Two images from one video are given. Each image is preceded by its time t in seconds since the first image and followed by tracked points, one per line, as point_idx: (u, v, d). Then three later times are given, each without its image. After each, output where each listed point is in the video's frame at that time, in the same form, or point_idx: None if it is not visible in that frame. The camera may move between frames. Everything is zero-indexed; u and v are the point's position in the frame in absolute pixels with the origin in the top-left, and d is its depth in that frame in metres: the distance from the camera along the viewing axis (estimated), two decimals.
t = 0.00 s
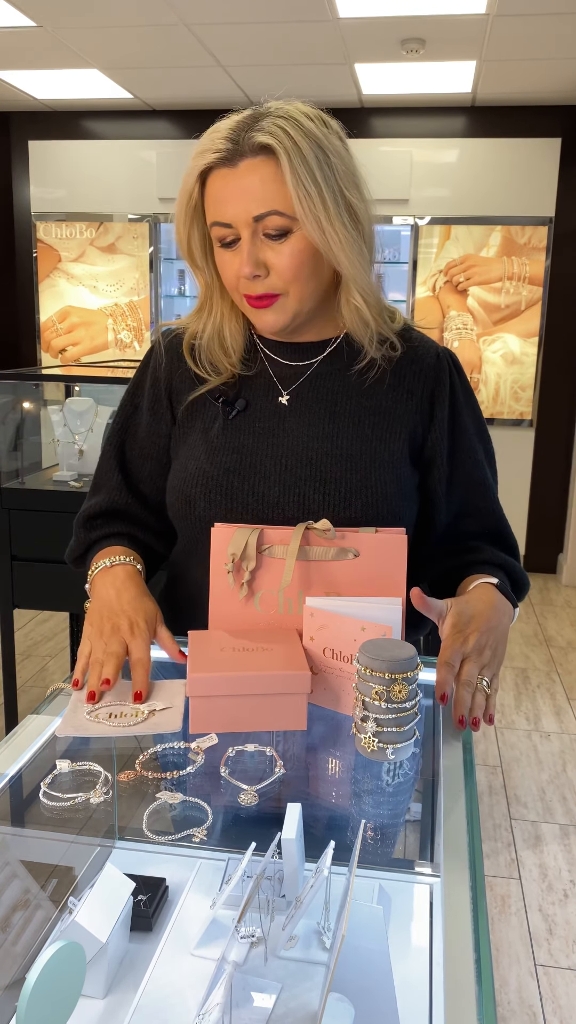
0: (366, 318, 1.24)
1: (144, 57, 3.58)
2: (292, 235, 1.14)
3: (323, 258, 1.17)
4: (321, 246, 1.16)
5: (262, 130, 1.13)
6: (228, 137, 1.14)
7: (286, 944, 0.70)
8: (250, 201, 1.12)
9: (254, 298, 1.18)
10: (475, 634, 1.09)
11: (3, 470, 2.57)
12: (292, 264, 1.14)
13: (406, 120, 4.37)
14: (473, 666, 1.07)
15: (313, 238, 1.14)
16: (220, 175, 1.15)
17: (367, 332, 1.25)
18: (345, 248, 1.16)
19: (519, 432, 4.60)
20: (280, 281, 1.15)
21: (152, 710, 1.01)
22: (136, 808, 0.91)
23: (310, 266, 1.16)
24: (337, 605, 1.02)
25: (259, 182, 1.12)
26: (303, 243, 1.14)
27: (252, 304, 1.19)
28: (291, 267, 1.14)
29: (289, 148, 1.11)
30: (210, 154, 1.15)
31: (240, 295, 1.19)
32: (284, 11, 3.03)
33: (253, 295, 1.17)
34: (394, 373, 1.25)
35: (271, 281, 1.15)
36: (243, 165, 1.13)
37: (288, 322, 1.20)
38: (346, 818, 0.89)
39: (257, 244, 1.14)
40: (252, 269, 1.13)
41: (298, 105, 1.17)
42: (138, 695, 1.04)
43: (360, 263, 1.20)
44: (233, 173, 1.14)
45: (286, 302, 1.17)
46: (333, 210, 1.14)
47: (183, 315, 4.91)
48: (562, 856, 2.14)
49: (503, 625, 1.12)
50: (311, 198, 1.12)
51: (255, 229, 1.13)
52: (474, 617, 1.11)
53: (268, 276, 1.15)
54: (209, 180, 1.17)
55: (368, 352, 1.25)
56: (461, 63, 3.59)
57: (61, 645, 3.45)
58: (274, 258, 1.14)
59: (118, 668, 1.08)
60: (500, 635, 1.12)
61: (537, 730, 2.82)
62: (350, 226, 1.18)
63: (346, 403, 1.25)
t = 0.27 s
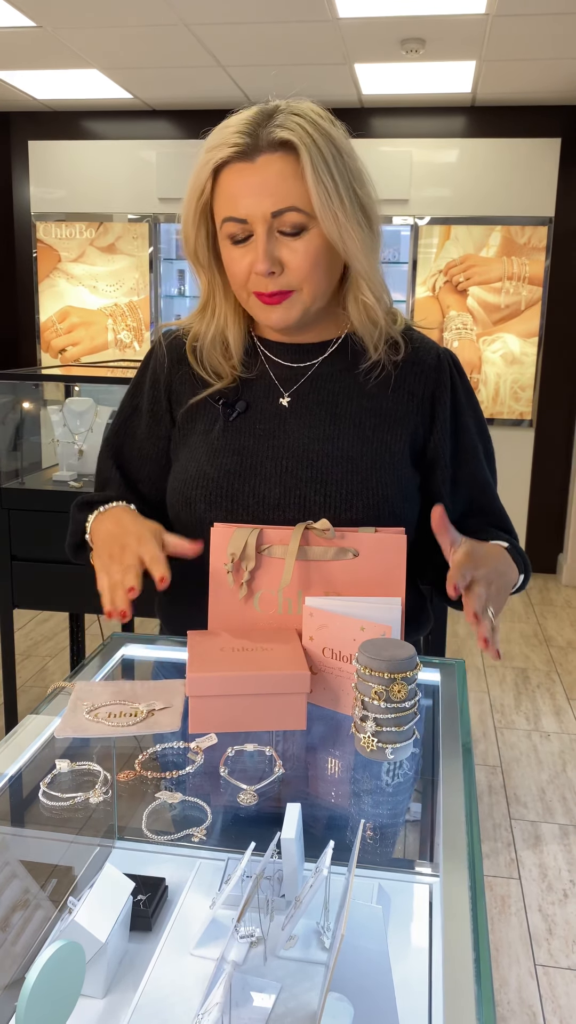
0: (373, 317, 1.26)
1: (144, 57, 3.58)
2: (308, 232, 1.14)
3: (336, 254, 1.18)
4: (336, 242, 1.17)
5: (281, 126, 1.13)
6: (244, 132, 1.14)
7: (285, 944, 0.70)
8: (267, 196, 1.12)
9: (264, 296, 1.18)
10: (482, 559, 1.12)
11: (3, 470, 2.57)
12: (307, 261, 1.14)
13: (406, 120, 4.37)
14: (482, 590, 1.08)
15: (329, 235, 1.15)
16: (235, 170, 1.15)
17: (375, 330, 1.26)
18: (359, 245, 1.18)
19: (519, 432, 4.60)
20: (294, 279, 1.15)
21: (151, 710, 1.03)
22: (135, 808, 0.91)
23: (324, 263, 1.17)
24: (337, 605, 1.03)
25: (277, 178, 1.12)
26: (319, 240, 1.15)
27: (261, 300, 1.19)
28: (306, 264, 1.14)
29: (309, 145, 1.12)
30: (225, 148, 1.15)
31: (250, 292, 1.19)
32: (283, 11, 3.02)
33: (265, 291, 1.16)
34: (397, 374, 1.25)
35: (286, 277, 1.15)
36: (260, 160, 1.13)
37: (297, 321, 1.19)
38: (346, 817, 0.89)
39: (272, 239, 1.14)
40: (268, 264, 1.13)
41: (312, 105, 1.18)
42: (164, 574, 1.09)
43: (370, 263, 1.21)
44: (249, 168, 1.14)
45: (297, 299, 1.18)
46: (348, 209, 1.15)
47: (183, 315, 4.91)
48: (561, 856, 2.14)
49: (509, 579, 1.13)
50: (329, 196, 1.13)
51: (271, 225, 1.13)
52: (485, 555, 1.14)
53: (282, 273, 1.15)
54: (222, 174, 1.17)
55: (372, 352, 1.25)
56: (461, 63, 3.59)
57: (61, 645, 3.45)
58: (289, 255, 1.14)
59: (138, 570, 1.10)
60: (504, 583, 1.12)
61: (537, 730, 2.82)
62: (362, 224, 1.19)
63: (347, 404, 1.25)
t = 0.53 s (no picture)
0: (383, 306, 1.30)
1: (143, 57, 3.58)
2: (324, 215, 1.17)
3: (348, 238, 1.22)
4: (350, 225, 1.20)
5: (294, 115, 1.17)
6: (258, 120, 1.16)
7: (285, 944, 0.70)
8: (285, 179, 1.14)
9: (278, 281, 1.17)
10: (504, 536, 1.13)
11: (2, 471, 2.57)
12: (327, 242, 1.16)
13: (405, 120, 4.37)
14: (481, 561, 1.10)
15: (345, 218, 1.18)
16: (250, 156, 1.16)
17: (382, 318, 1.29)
18: (370, 229, 1.22)
19: (519, 432, 4.60)
20: (313, 260, 1.16)
21: (151, 709, 1.03)
22: (135, 808, 0.91)
23: (339, 247, 1.19)
24: (336, 605, 1.03)
25: (295, 161, 1.15)
26: (335, 224, 1.18)
27: (275, 287, 1.17)
28: (324, 247, 1.16)
29: (325, 131, 1.16)
30: (239, 134, 1.16)
31: (263, 279, 1.17)
32: (283, 11, 3.02)
33: (282, 274, 1.16)
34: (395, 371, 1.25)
35: (305, 260, 1.15)
36: (276, 146, 1.16)
37: (309, 307, 1.18)
38: (346, 817, 0.89)
39: (291, 222, 1.15)
40: (290, 245, 1.13)
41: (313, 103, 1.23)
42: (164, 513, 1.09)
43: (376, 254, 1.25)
44: (265, 153, 1.15)
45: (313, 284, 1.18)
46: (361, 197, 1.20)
47: (183, 315, 4.91)
48: (561, 856, 2.14)
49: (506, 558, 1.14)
50: (346, 179, 1.17)
51: (290, 207, 1.15)
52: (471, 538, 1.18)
53: (302, 255, 1.15)
54: (234, 161, 1.18)
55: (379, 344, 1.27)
56: (461, 63, 3.59)
57: (61, 645, 3.45)
58: (309, 237, 1.15)
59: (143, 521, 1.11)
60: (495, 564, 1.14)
61: (536, 730, 2.82)
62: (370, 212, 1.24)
63: (344, 405, 1.25)
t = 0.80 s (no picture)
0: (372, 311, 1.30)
1: (142, 58, 3.58)
2: (323, 215, 1.18)
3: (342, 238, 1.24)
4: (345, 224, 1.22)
5: (290, 116, 1.18)
6: (257, 120, 1.16)
7: (285, 944, 0.70)
8: (286, 179, 1.15)
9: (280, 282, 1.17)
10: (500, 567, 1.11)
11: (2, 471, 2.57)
12: (327, 243, 1.17)
13: (404, 120, 4.37)
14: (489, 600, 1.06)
15: (342, 218, 1.20)
16: (248, 156, 1.16)
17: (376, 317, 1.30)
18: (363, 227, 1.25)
19: (519, 432, 4.60)
20: (314, 261, 1.17)
21: (150, 709, 1.03)
22: (135, 808, 0.91)
23: (337, 247, 1.20)
24: (335, 605, 1.03)
25: (294, 162, 1.16)
26: (333, 224, 1.19)
27: (277, 288, 1.18)
28: (325, 247, 1.17)
29: (320, 132, 1.18)
30: (237, 134, 1.16)
31: (264, 280, 1.17)
32: (281, 12, 3.02)
33: (284, 275, 1.16)
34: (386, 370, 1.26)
35: (307, 260, 1.16)
36: (275, 146, 1.16)
37: (311, 308, 1.19)
38: (345, 817, 0.89)
39: (292, 222, 1.16)
40: (294, 245, 1.14)
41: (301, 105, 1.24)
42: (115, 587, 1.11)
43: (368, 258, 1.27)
44: (264, 154, 1.16)
45: (315, 285, 1.18)
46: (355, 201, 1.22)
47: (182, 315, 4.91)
48: (561, 856, 2.14)
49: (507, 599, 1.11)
50: (342, 179, 1.19)
51: (291, 208, 1.16)
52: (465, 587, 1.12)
53: (304, 255, 1.16)
54: (232, 161, 1.17)
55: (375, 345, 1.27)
56: (460, 63, 3.59)
57: (60, 646, 3.45)
58: (310, 238, 1.16)
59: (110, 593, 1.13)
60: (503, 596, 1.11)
61: (536, 730, 2.82)
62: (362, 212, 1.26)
63: (337, 406, 1.25)
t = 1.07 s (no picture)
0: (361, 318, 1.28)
1: (141, 58, 3.58)
2: (303, 226, 1.16)
3: (329, 249, 1.21)
4: (331, 237, 1.19)
5: (277, 120, 1.15)
6: (241, 124, 1.15)
7: (284, 944, 0.71)
8: (263, 188, 1.14)
9: (255, 292, 1.18)
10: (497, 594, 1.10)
11: (1, 472, 2.57)
12: (304, 254, 1.16)
13: (404, 121, 4.38)
14: (489, 631, 1.05)
15: (326, 230, 1.18)
16: (229, 161, 1.15)
17: (366, 332, 1.28)
18: (353, 241, 1.21)
19: (518, 432, 4.60)
20: (289, 272, 1.16)
21: (149, 710, 1.03)
22: (134, 807, 0.91)
23: (318, 257, 1.18)
24: (333, 604, 1.03)
25: (275, 169, 1.14)
26: (314, 234, 1.17)
27: (252, 297, 1.18)
28: (302, 258, 1.16)
29: (309, 140, 1.15)
30: (219, 139, 1.15)
31: (239, 288, 1.18)
32: (281, 12, 3.02)
33: (257, 285, 1.16)
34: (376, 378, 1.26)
35: (281, 271, 1.16)
36: (256, 153, 1.15)
37: (287, 317, 1.19)
38: (345, 817, 0.89)
39: (268, 232, 1.15)
40: (265, 256, 1.14)
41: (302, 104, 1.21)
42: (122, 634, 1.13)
43: (360, 263, 1.24)
44: (244, 160, 1.15)
45: (290, 295, 1.18)
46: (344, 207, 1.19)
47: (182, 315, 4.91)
48: (561, 856, 2.14)
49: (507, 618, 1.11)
50: (328, 191, 1.15)
51: (267, 217, 1.15)
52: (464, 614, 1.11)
53: (277, 266, 1.15)
54: (216, 165, 1.17)
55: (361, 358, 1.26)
56: (459, 62, 3.58)
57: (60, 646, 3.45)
58: (286, 248, 1.15)
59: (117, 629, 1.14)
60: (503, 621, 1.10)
61: (536, 730, 2.82)
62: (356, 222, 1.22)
63: (333, 407, 1.25)
